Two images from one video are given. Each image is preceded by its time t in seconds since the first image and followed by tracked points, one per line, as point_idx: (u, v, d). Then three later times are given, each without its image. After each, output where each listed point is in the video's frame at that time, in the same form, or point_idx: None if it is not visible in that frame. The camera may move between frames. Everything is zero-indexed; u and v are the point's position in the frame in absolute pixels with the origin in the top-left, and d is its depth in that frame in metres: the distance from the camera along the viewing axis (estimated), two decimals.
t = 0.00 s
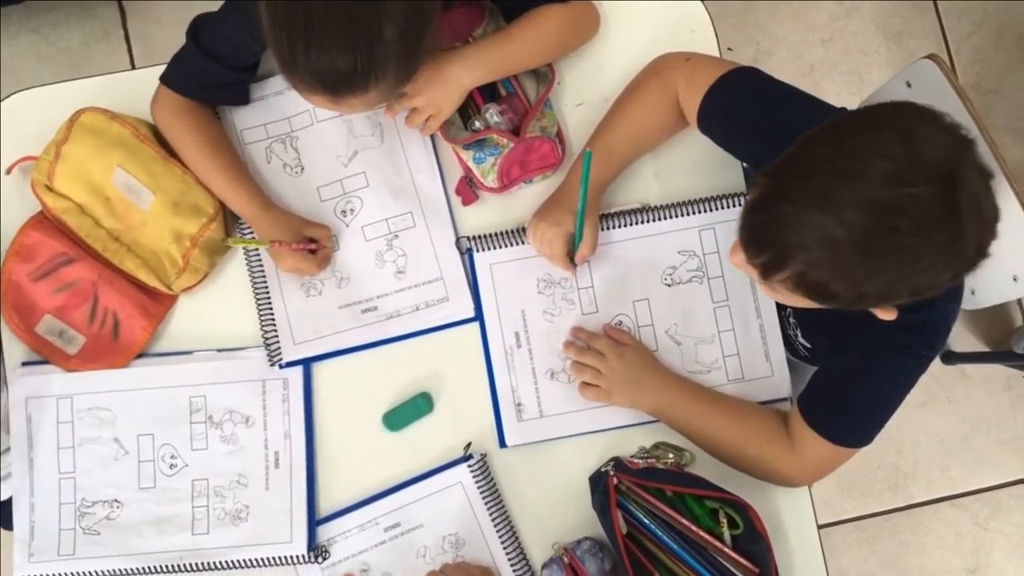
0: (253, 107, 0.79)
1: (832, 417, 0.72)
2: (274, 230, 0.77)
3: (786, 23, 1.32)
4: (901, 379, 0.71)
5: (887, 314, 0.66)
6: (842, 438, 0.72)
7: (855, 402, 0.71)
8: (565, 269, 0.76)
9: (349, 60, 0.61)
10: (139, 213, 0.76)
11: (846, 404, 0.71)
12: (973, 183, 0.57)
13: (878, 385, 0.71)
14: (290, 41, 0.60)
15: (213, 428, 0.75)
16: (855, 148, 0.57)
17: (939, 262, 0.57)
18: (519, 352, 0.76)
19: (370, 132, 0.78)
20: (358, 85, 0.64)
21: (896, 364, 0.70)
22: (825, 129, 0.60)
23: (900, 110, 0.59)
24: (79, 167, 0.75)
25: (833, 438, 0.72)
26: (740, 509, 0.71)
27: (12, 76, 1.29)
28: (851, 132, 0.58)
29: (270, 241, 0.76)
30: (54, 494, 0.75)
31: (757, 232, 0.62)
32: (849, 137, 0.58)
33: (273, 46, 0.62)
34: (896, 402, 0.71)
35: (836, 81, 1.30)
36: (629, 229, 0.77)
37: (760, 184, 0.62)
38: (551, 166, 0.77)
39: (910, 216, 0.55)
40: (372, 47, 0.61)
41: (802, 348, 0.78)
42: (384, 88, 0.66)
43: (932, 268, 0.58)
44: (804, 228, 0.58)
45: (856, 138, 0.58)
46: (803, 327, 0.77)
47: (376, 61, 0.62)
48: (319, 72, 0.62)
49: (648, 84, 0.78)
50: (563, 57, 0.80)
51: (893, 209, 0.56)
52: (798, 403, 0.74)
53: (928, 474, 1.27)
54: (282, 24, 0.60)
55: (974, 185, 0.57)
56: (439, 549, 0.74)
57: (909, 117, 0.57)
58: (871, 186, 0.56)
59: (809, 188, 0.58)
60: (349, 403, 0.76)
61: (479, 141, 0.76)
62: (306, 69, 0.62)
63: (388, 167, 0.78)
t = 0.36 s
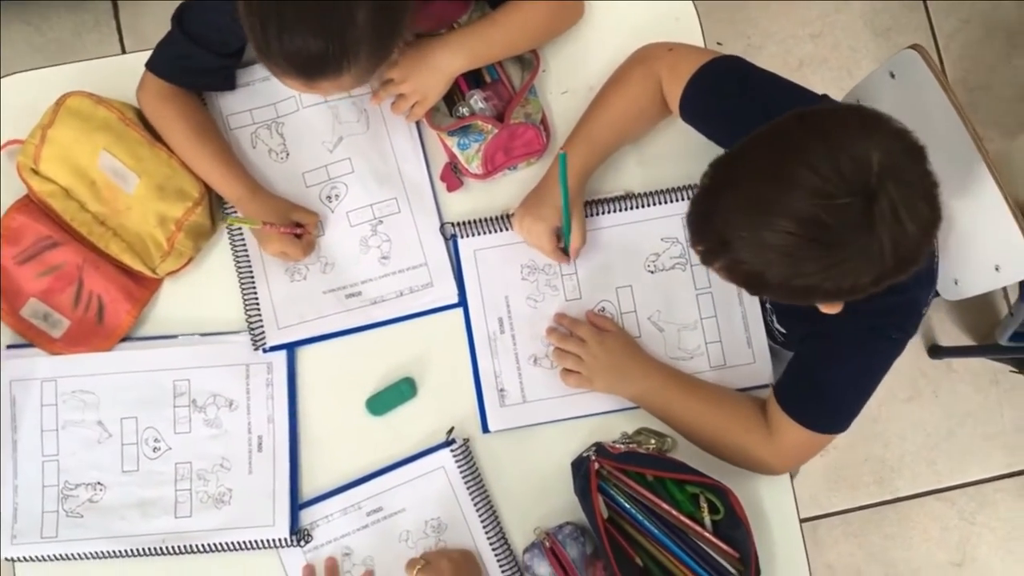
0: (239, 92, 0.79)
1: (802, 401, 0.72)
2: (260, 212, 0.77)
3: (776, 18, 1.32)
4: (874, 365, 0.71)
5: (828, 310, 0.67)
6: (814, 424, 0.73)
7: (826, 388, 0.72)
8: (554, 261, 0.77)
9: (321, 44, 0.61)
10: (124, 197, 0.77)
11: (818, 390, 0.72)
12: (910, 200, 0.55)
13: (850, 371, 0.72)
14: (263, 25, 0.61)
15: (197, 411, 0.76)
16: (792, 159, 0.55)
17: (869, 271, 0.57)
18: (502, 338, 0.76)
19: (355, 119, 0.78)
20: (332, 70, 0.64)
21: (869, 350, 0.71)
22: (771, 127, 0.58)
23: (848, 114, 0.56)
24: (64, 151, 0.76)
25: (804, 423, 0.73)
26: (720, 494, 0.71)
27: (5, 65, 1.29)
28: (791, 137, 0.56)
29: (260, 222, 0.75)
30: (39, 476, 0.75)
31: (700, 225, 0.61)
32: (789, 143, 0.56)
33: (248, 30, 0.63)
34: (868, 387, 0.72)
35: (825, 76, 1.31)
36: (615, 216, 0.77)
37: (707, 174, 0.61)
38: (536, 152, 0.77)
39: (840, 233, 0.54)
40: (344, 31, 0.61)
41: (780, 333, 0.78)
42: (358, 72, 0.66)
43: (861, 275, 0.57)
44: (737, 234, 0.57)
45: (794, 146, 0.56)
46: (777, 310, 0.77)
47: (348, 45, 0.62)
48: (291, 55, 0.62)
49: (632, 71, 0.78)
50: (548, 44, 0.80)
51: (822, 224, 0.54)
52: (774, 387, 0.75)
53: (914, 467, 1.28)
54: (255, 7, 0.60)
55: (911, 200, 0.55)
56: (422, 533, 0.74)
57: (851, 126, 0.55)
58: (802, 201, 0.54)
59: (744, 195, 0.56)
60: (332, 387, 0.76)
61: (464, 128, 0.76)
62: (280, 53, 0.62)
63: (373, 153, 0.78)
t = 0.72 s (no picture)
0: (233, 68, 0.79)
1: (792, 378, 0.73)
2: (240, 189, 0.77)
3: (774, 7, 1.32)
4: (863, 342, 0.71)
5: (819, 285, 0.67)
6: (804, 401, 0.73)
7: (815, 364, 0.72)
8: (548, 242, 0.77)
9: (312, 12, 0.61)
10: (116, 169, 0.77)
11: (807, 367, 0.72)
12: (907, 173, 0.55)
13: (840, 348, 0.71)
14: None
15: (188, 383, 0.76)
16: (790, 131, 0.55)
17: (866, 244, 0.57)
18: (493, 315, 0.77)
19: (349, 95, 0.78)
20: (324, 39, 0.64)
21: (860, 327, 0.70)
22: (769, 100, 0.58)
23: (845, 88, 0.56)
24: (57, 121, 0.75)
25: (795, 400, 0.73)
26: (709, 473, 0.71)
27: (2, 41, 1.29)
28: (789, 110, 0.56)
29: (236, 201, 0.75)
30: (30, 446, 0.76)
31: (697, 198, 0.61)
32: (788, 116, 0.56)
33: None
34: (859, 364, 0.72)
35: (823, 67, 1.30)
36: (608, 195, 0.78)
37: (704, 148, 0.61)
38: (529, 130, 0.78)
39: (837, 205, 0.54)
40: None
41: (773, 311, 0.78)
42: (350, 42, 0.66)
43: (858, 249, 0.57)
44: (734, 206, 0.57)
45: (792, 118, 0.56)
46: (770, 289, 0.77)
47: (340, 13, 0.62)
48: (283, 24, 0.62)
49: (630, 53, 0.78)
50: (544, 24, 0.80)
51: (820, 195, 0.54)
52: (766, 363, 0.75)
53: (907, 458, 1.28)
54: None
55: (908, 173, 0.55)
56: (411, 508, 0.75)
57: (848, 98, 0.55)
58: (800, 172, 0.55)
59: (742, 167, 0.56)
60: (323, 361, 0.76)
61: (458, 104, 0.76)
62: (272, 21, 0.62)
63: (367, 129, 0.78)
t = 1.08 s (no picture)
0: (239, 43, 0.79)
1: (790, 354, 0.73)
2: (243, 162, 0.78)
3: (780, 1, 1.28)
4: (863, 321, 0.71)
5: (827, 261, 0.68)
6: (802, 380, 0.73)
7: (814, 341, 0.72)
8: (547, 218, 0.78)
9: None
10: (121, 140, 0.77)
11: (806, 343, 0.72)
12: (922, 147, 0.56)
13: (840, 327, 0.71)
14: None
15: (189, 354, 0.76)
16: (807, 101, 0.56)
17: (878, 219, 0.57)
18: (494, 293, 0.77)
19: (354, 71, 0.79)
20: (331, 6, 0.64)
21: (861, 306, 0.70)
22: (785, 73, 0.59)
23: (863, 62, 0.57)
24: (64, 92, 0.76)
25: (792, 378, 0.73)
26: (705, 454, 0.72)
27: None
28: (806, 81, 0.57)
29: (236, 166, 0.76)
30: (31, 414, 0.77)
31: (710, 169, 0.61)
32: (805, 88, 0.56)
33: None
34: (858, 344, 0.72)
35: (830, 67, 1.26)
36: (609, 176, 0.78)
37: (718, 120, 0.61)
38: (533, 110, 0.78)
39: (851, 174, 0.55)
40: None
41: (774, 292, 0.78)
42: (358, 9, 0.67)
43: (869, 224, 0.57)
44: (748, 174, 0.57)
45: (809, 90, 0.56)
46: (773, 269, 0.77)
47: None
48: None
49: (635, 34, 0.78)
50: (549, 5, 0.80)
51: (834, 165, 0.55)
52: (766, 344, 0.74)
53: (905, 452, 1.28)
54: None
55: (922, 147, 0.56)
56: (408, 483, 0.75)
57: (865, 72, 0.56)
58: (816, 141, 0.55)
59: (757, 136, 0.57)
60: (324, 336, 0.77)
61: (462, 83, 0.76)
62: None
63: (371, 105, 0.79)
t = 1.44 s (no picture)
0: (253, 14, 0.80)
1: (797, 333, 0.73)
2: (255, 132, 0.78)
3: None
4: (872, 302, 0.71)
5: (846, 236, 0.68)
6: (808, 360, 0.73)
7: (822, 320, 0.72)
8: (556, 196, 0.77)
9: None
10: (133, 108, 0.77)
11: (813, 319, 0.72)
12: (951, 119, 0.56)
13: (848, 307, 0.71)
14: None
15: (195, 322, 0.77)
16: (837, 70, 0.56)
17: (904, 193, 0.57)
18: (500, 271, 0.77)
19: (367, 46, 0.80)
20: None
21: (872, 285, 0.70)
22: (814, 44, 0.59)
23: (892, 34, 0.57)
24: (78, 58, 0.76)
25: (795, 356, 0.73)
26: (707, 435, 0.72)
27: None
28: (836, 51, 0.57)
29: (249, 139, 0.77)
30: (37, 378, 0.77)
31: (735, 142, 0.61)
32: (833, 58, 0.56)
33: None
34: (866, 325, 0.72)
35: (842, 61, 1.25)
36: (618, 156, 0.78)
37: (742, 92, 0.61)
38: (544, 89, 0.78)
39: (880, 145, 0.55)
40: None
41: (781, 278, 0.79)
42: None
43: (895, 198, 0.58)
44: (775, 143, 0.57)
45: (839, 59, 0.56)
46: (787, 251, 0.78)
47: None
48: None
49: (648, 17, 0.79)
50: None
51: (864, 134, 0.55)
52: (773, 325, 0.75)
53: (906, 448, 1.28)
54: None
55: (951, 120, 0.56)
56: (410, 456, 0.75)
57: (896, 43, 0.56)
58: (847, 110, 0.55)
59: (785, 104, 0.57)
60: (331, 308, 0.77)
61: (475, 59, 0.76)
62: None
63: (383, 80, 0.79)
